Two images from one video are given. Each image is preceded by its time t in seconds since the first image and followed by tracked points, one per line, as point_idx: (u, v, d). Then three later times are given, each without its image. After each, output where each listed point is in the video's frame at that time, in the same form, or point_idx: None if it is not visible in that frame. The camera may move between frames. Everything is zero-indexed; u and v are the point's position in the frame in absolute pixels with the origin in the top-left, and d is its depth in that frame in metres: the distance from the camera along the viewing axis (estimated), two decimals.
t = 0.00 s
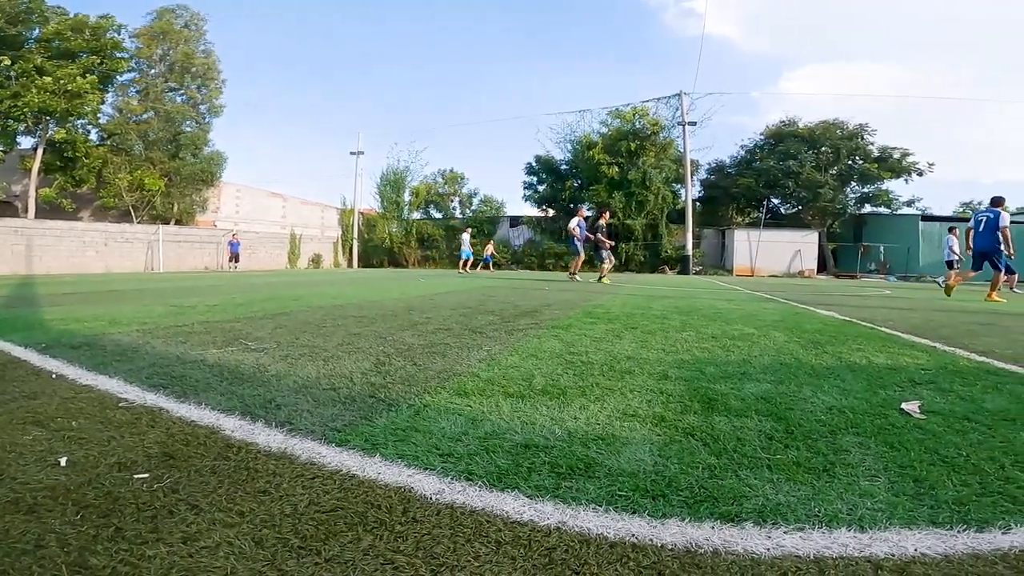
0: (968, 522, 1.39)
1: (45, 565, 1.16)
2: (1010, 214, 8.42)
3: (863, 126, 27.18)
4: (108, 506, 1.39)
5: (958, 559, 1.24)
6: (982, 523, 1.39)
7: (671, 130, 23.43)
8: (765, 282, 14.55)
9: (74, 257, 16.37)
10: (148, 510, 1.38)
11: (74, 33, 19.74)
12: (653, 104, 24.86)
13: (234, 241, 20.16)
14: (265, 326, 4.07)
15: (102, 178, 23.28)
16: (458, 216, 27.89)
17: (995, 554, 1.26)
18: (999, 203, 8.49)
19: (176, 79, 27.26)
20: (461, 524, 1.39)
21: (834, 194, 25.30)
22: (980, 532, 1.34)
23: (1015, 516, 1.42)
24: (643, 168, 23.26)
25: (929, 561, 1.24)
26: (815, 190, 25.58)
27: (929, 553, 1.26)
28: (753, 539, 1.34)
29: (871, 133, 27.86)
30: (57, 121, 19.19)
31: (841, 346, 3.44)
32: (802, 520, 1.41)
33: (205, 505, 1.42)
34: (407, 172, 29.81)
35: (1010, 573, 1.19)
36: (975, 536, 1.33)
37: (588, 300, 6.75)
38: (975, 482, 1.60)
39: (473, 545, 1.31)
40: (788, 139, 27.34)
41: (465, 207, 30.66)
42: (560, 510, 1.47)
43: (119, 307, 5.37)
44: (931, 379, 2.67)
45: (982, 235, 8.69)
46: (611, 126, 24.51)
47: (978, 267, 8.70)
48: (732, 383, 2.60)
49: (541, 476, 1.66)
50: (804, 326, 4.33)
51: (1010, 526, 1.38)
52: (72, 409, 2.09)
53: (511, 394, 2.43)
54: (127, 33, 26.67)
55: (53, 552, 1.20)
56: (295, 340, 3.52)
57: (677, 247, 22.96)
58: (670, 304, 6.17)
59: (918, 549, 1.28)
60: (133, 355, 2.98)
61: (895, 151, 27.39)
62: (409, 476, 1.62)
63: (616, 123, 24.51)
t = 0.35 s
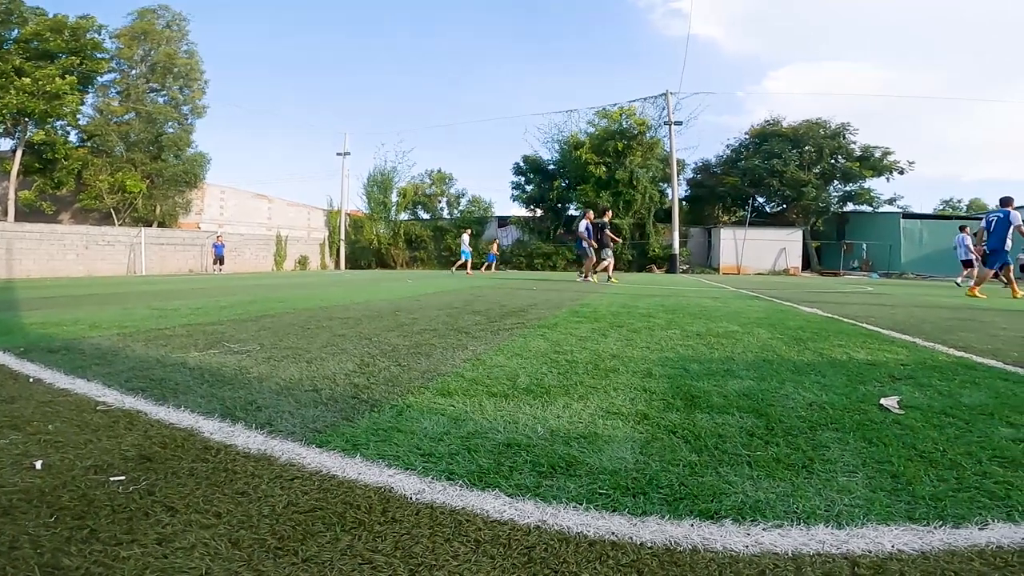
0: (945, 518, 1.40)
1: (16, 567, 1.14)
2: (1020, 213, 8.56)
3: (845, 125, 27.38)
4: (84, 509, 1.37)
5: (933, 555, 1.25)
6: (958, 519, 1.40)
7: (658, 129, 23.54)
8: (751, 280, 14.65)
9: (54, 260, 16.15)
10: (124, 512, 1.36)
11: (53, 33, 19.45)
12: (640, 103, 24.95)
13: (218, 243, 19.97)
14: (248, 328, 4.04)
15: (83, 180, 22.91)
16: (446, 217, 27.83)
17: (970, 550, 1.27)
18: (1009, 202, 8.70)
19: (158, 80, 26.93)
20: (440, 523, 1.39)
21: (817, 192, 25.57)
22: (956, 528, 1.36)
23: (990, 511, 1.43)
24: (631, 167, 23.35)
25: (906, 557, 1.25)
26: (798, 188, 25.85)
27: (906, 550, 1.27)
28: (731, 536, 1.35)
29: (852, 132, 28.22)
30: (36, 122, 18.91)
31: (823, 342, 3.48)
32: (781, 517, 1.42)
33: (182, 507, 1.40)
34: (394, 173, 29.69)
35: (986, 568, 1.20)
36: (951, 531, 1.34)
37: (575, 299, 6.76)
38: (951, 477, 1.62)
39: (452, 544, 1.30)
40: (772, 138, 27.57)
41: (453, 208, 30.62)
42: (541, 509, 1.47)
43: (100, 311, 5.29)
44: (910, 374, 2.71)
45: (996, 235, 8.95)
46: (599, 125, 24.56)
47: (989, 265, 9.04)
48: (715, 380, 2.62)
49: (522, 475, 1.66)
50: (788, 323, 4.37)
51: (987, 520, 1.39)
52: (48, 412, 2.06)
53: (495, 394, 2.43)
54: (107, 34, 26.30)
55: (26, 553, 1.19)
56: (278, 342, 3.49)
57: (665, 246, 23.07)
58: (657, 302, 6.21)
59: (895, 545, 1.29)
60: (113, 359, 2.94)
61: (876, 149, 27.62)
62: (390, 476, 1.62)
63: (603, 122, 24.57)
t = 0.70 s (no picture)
0: (930, 515, 1.42)
1: None
2: None
3: (830, 125, 27.69)
4: (68, 512, 1.35)
5: (919, 551, 1.27)
6: (942, 515, 1.42)
7: (647, 129, 23.66)
8: (740, 279, 14.74)
9: (36, 263, 15.96)
10: (108, 515, 1.35)
11: (35, 34, 19.23)
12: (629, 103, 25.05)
13: (205, 244, 19.79)
14: (235, 331, 4.01)
15: (66, 182, 22.58)
16: (435, 218, 27.78)
17: (955, 545, 1.29)
18: None
19: (142, 80, 26.64)
20: (429, 523, 1.38)
21: (803, 191, 25.79)
22: (941, 523, 1.38)
23: (975, 506, 1.45)
24: (620, 167, 23.42)
25: (892, 553, 1.26)
26: (785, 187, 26.07)
27: (892, 546, 1.29)
28: (720, 534, 1.36)
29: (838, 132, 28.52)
30: (18, 124, 18.63)
31: (809, 339, 3.52)
32: (768, 514, 1.44)
33: (168, 509, 1.39)
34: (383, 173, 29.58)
35: (971, 563, 1.22)
36: (936, 527, 1.36)
37: (565, 299, 6.78)
38: (936, 473, 1.64)
39: (441, 544, 1.30)
40: (759, 138, 27.78)
41: (442, 208, 30.58)
42: (530, 508, 1.47)
43: (84, 314, 5.22)
44: (895, 370, 2.75)
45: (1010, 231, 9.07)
46: (588, 125, 24.63)
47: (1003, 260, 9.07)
48: (704, 378, 2.64)
49: (513, 475, 1.66)
50: (775, 321, 4.41)
51: (970, 515, 1.41)
52: (31, 417, 2.03)
53: (485, 394, 2.43)
54: (91, 34, 25.98)
55: (9, 557, 1.17)
56: (267, 344, 3.47)
57: (654, 246, 23.17)
58: (647, 302, 6.24)
59: (881, 541, 1.31)
60: (97, 362, 2.91)
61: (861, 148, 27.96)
62: (379, 477, 1.61)
63: (592, 122, 24.64)
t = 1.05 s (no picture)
0: (915, 512, 1.43)
1: None
2: None
3: (819, 125, 27.88)
4: (55, 514, 1.35)
5: (904, 549, 1.28)
6: (927, 512, 1.44)
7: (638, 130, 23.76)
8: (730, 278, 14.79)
9: (22, 265, 15.81)
10: (96, 517, 1.34)
11: (22, 33, 19.05)
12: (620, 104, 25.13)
13: (194, 245, 19.62)
14: (225, 332, 3.98)
15: (52, 182, 22.39)
16: (427, 218, 27.73)
17: (939, 543, 1.30)
18: None
19: (130, 80, 26.39)
20: (418, 523, 1.39)
21: (793, 191, 25.96)
22: (925, 521, 1.39)
23: (959, 504, 1.47)
24: (611, 167, 23.47)
25: (877, 550, 1.28)
26: (775, 188, 26.23)
27: (877, 544, 1.30)
28: (708, 532, 1.37)
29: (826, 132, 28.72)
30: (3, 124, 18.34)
31: (797, 339, 3.54)
32: (755, 512, 1.45)
33: (155, 511, 1.38)
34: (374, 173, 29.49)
35: (955, 560, 1.24)
36: (920, 525, 1.38)
37: (556, 299, 6.79)
38: (920, 471, 1.67)
39: (431, 544, 1.30)
40: (749, 138, 27.94)
41: (434, 208, 30.55)
42: (520, 507, 1.47)
43: (70, 316, 5.16)
44: (881, 368, 2.78)
45: None
46: (580, 126, 24.68)
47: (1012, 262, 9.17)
48: (693, 377, 2.65)
49: (502, 474, 1.66)
50: (765, 320, 4.44)
51: (953, 513, 1.43)
52: (17, 419, 2.00)
53: (475, 394, 2.43)
54: (77, 33, 25.73)
55: None
56: (256, 346, 3.45)
57: (646, 246, 23.26)
58: (638, 301, 6.26)
59: (866, 539, 1.32)
60: (84, 364, 2.88)
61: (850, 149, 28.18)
62: (368, 477, 1.61)
63: (584, 123, 24.69)
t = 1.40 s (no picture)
0: (906, 511, 1.45)
1: None
2: None
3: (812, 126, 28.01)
4: (46, 515, 1.34)
5: (895, 548, 1.29)
6: (918, 511, 1.45)
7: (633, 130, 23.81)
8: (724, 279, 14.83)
9: (13, 265, 15.70)
10: (88, 517, 1.33)
11: (14, 32, 18.84)
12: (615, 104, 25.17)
13: (187, 245, 19.52)
14: (218, 332, 3.97)
15: (44, 182, 22.26)
16: (422, 218, 27.68)
17: (929, 542, 1.32)
18: None
19: (122, 79, 26.20)
20: (412, 523, 1.39)
21: (786, 192, 26.07)
22: (916, 520, 1.40)
23: (949, 503, 1.49)
24: (606, 167, 23.52)
25: (867, 549, 1.29)
26: (769, 188, 26.35)
27: (868, 543, 1.31)
28: (702, 532, 1.37)
29: (819, 133, 28.88)
30: None
31: (789, 338, 3.56)
32: (748, 511, 1.46)
33: (147, 511, 1.37)
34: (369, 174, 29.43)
35: (946, 560, 1.24)
36: (911, 524, 1.39)
37: (551, 299, 6.80)
38: (912, 470, 1.68)
39: (425, 545, 1.30)
40: (743, 139, 28.06)
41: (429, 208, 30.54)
42: (514, 507, 1.48)
43: (62, 317, 5.13)
44: (872, 368, 2.80)
45: None
46: (574, 126, 24.71)
47: None
48: (687, 377, 2.66)
49: (497, 474, 1.66)
50: (757, 320, 4.46)
51: (945, 512, 1.44)
52: (8, 419, 2.00)
53: (470, 394, 2.43)
54: (69, 32, 25.55)
55: None
56: (249, 346, 3.44)
57: (640, 246, 23.31)
58: (632, 302, 6.28)
59: (857, 538, 1.33)
60: (76, 365, 2.87)
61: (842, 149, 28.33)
62: (363, 477, 1.61)
63: (578, 123, 24.73)
